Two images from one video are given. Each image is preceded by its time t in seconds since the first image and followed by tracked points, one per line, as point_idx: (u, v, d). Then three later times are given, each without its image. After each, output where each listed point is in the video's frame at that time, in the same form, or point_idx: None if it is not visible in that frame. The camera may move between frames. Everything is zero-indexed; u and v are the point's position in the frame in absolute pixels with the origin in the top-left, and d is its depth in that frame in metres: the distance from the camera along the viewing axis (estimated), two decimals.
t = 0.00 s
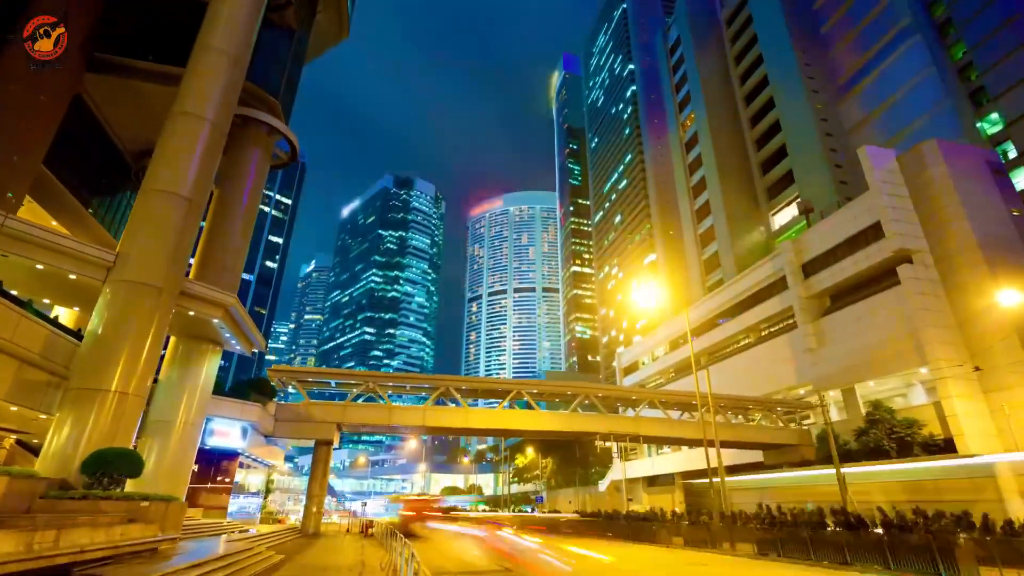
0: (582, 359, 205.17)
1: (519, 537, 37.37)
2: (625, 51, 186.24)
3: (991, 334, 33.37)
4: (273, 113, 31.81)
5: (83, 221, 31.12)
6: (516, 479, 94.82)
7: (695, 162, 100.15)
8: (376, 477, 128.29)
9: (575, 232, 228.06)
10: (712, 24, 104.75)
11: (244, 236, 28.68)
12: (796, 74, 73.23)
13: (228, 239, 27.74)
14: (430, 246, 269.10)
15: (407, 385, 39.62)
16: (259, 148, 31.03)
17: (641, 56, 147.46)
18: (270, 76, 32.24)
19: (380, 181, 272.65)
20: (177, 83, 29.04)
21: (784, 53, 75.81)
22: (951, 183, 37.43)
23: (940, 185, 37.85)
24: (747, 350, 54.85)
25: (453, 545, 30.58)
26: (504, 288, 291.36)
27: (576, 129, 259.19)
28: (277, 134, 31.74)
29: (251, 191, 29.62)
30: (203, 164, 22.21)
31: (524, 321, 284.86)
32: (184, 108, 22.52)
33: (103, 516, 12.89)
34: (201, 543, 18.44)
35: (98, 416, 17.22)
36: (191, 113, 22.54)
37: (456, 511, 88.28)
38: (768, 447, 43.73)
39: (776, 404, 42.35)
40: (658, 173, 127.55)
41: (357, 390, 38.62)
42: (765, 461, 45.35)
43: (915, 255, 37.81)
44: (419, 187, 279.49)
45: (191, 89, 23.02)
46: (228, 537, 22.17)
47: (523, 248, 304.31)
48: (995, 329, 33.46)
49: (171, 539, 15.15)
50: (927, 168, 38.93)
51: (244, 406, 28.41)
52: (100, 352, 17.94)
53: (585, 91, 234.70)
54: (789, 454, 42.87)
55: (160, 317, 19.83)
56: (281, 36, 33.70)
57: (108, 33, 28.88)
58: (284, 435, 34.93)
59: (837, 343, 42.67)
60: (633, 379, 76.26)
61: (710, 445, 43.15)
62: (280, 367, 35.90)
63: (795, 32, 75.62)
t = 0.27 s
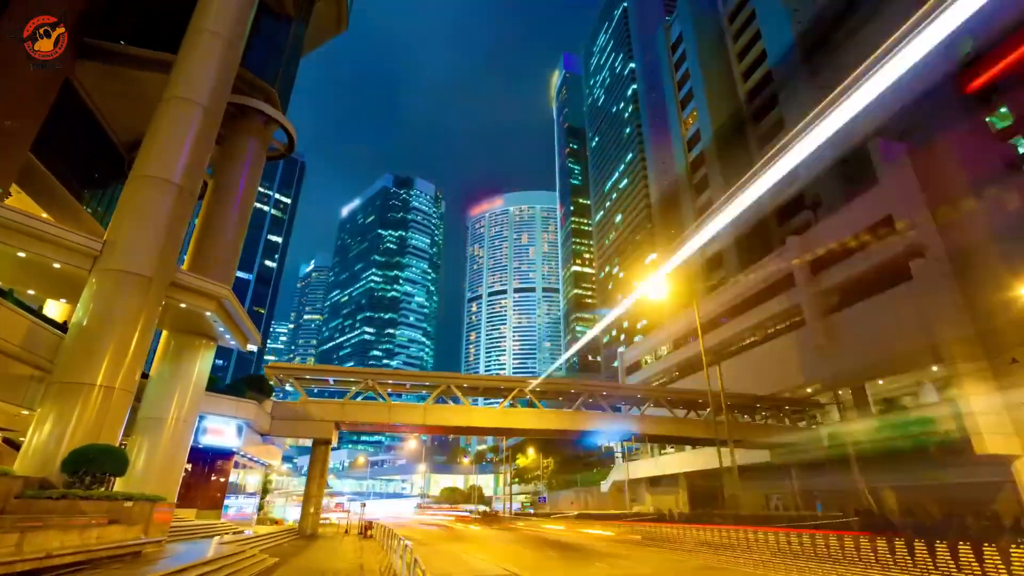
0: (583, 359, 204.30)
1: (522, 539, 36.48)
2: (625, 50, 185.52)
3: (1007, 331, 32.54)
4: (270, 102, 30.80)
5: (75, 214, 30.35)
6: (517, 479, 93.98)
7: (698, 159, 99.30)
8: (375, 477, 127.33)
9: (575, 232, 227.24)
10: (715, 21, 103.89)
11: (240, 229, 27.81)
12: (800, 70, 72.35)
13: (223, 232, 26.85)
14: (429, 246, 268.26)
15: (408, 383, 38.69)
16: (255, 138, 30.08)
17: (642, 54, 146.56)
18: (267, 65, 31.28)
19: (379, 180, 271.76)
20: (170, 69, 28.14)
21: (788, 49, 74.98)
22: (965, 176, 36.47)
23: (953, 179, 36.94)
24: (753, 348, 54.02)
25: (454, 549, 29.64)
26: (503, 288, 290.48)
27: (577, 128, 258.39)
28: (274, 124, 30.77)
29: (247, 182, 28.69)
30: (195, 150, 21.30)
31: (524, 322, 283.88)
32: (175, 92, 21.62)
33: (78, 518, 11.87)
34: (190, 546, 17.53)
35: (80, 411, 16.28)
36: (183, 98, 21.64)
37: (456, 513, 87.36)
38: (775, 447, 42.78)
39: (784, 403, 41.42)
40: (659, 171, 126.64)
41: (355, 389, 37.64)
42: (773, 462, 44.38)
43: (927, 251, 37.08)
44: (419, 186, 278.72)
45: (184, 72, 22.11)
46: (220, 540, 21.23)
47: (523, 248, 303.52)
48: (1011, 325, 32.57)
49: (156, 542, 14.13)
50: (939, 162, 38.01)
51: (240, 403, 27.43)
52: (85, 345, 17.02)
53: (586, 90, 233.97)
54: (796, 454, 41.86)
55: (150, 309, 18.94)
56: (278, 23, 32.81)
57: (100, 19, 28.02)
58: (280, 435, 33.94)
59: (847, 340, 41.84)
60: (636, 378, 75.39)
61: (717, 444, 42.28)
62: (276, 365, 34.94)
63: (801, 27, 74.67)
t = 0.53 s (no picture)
0: (584, 359, 203.11)
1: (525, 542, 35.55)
2: (625, 49, 184.72)
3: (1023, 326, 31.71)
4: (266, 90, 29.99)
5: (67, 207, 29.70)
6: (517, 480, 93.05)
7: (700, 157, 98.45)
8: (374, 478, 126.30)
9: (575, 232, 226.34)
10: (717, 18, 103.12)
11: (235, 220, 26.98)
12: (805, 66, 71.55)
13: (217, 223, 26.02)
14: (429, 246, 267.35)
15: (408, 381, 37.75)
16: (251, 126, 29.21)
17: (643, 52, 145.66)
18: (264, 53, 30.46)
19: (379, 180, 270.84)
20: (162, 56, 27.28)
21: (792, 45, 74.20)
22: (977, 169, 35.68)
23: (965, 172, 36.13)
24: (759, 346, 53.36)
25: (455, 551, 28.72)
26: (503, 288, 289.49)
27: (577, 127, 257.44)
28: (271, 113, 29.95)
29: (243, 172, 27.86)
30: (186, 134, 20.44)
31: (524, 322, 282.69)
32: (165, 74, 20.76)
33: (51, 517, 10.90)
34: (176, 548, 16.64)
35: (61, 405, 15.41)
36: (173, 80, 20.78)
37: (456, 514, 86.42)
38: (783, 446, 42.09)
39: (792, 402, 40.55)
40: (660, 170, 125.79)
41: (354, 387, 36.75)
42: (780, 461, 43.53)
43: (940, 245, 36.30)
44: (419, 186, 277.93)
45: (174, 54, 21.26)
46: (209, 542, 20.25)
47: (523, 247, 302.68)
48: None
49: (135, 546, 13.09)
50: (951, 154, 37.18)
51: (234, 400, 26.46)
52: (67, 335, 16.15)
53: (586, 90, 233.20)
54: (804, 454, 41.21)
55: (137, 299, 18.07)
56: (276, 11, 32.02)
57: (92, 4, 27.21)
58: (277, 433, 33.09)
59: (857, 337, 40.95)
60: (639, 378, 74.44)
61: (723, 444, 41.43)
62: (273, 361, 34.09)
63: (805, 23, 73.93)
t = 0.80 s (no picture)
0: (584, 359, 202.16)
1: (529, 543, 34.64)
2: (626, 48, 183.71)
3: None
4: (262, 77, 29.05)
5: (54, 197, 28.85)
6: (518, 480, 92.50)
7: (703, 154, 97.49)
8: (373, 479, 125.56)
9: (575, 231, 225.57)
10: (720, 15, 102.18)
11: (229, 210, 26.06)
12: (810, 61, 70.61)
13: (211, 213, 25.08)
14: (429, 245, 266.50)
15: (407, 377, 36.69)
16: (246, 114, 28.15)
17: (645, 49, 144.49)
18: (259, 38, 29.44)
19: (379, 179, 269.73)
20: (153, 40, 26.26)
21: (797, 40, 73.32)
22: (992, 162, 34.77)
23: (980, 165, 35.22)
24: (765, 344, 52.53)
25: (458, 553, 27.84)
26: (503, 288, 288.68)
27: (578, 126, 256.30)
28: (267, 101, 29.00)
29: (237, 161, 26.94)
30: (175, 116, 19.50)
31: (524, 322, 281.84)
32: (153, 55, 19.82)
33: (21, 519, 9.99)
34: (164, 552, 15.71)
35: (39, 397, 14.46)
36: (163, 60, 19.88)
37: (455, 515, 85.60)
38: (791, 445, 41.27)
39: (801, 400, 39.63)
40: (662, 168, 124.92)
41: (352, 384, 35.79)
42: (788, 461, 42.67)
43: (953, 239, 35.46)
44: (418, 185, 276.92)
45: (165, 34, 20.34)
46: (201, 545, 19.28)
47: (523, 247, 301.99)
48: None
49: (117, 550, 12.14)
50: (965, 147, 36.21)
51: (228, 397, 25.43)
52: (49, 323, 15.23)
53: (586, 88, 232.25)
54: (813, 454, 40.42)
55: (123, 288, 17.12)
56: None
57: None
58: (274, 431, 32.16)
59: (869, 333, 40.04)
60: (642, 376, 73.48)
61: (730, 443, 40.53)
62: (270, 358, 33.12)
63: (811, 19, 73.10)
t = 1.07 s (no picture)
0: (585, 359, 201.33)
1: (532, 544, 33.77)
2: (627, 46, 182.87)
3: None
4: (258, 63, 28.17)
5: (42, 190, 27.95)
6: (518, 480, 91.70)
7: (705, 152, 96.63)
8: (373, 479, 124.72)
9: (576, 231, 224.76)
10: (723, 11, 101.28)
11: (223, 200, 25.18)
12: (815, 56, 69.75)
13: (204, 202, 24.19)
14: (429, 245, 265.66)
15: (407, 375, 35.76)
16: (241, 101, 27.22)
17: (646, 47, 143.71)
18: (255, 24, 28.51)
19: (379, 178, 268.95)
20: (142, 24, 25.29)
21: (802, 36, 72.50)
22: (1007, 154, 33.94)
23: (995, 158, 34.39)
24: (771, 342, 51.74)
25: (460, 555, 27.00)
26: (504, 288, 287.89)
27: (578, 126, 255.14)
28: (263, 88, 28.17)
29: (232, 149, 26.06)
30: (164, 97, 18.59)
31: (524, 322, 281.06)
32: (141, 34, 18.89)
33: None
34: (146, 556, 14.83)
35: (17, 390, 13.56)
36: (150, 38, 18.94)
37: (455, 515, 84.79)
38: (799, 445, 40.45)
39: (810, 398, 38.76)
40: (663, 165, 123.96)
41: (351, 381, 34.91)
42: (796, 460, 41.83)
43: (967, 233, 34.59)
44: (418, 184, 276.19)
45: (152, 11, 19.41)
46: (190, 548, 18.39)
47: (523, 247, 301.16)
48: None
49: (94, 553, 11.29)
50: (979, 139, 35.36)
51: (222, 393, 24.50)
52: (27, 312, 14.32)
53: (587, 88, 231.58)
54: (822, 453, 39.64)
55: (108, 277, 16.21)
56: None
57: None
58: (270, 430, 31.29)
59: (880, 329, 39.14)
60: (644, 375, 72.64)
61: (738, 442, 39.68)
62: (266, 354, 32.20)
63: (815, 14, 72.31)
